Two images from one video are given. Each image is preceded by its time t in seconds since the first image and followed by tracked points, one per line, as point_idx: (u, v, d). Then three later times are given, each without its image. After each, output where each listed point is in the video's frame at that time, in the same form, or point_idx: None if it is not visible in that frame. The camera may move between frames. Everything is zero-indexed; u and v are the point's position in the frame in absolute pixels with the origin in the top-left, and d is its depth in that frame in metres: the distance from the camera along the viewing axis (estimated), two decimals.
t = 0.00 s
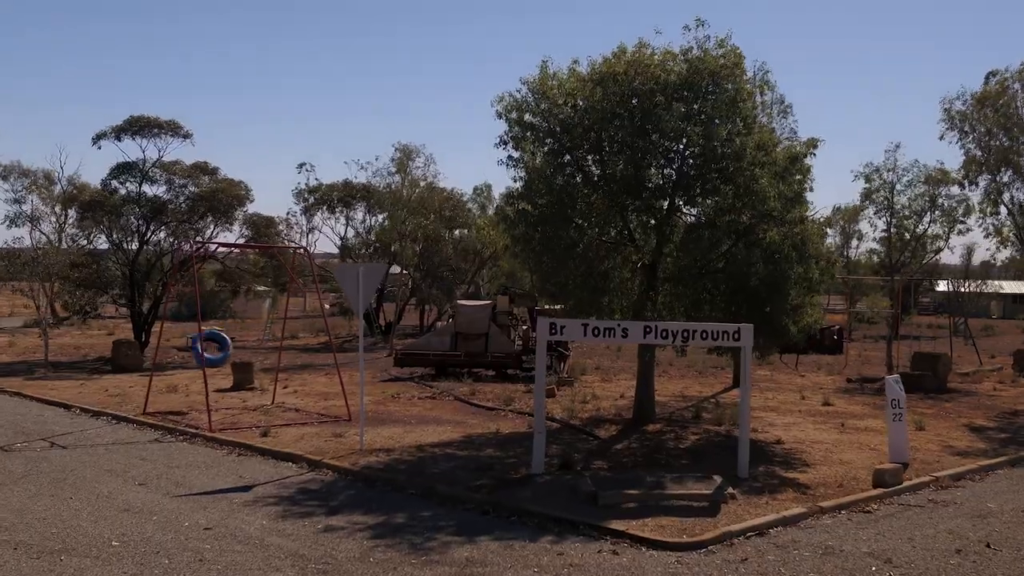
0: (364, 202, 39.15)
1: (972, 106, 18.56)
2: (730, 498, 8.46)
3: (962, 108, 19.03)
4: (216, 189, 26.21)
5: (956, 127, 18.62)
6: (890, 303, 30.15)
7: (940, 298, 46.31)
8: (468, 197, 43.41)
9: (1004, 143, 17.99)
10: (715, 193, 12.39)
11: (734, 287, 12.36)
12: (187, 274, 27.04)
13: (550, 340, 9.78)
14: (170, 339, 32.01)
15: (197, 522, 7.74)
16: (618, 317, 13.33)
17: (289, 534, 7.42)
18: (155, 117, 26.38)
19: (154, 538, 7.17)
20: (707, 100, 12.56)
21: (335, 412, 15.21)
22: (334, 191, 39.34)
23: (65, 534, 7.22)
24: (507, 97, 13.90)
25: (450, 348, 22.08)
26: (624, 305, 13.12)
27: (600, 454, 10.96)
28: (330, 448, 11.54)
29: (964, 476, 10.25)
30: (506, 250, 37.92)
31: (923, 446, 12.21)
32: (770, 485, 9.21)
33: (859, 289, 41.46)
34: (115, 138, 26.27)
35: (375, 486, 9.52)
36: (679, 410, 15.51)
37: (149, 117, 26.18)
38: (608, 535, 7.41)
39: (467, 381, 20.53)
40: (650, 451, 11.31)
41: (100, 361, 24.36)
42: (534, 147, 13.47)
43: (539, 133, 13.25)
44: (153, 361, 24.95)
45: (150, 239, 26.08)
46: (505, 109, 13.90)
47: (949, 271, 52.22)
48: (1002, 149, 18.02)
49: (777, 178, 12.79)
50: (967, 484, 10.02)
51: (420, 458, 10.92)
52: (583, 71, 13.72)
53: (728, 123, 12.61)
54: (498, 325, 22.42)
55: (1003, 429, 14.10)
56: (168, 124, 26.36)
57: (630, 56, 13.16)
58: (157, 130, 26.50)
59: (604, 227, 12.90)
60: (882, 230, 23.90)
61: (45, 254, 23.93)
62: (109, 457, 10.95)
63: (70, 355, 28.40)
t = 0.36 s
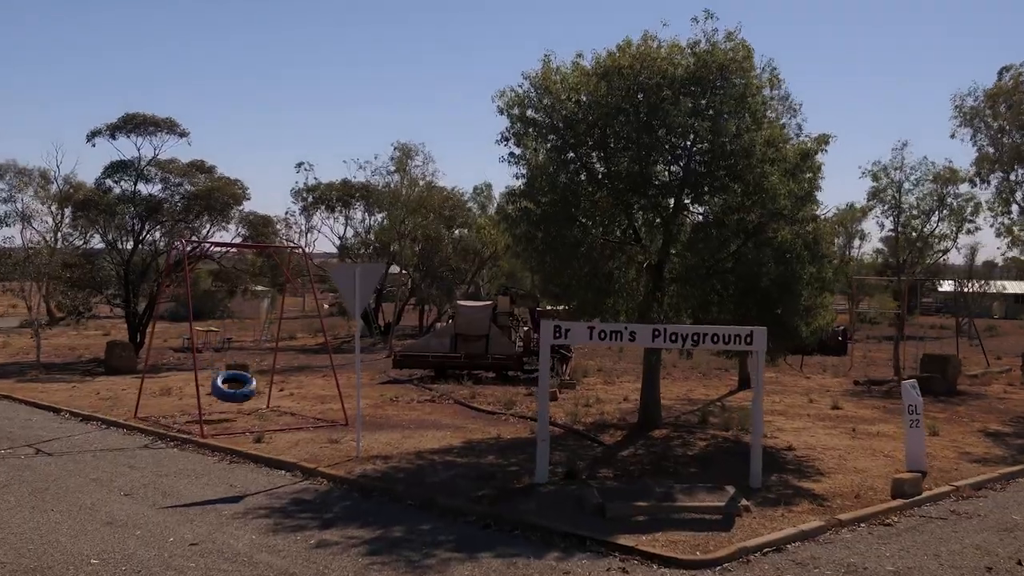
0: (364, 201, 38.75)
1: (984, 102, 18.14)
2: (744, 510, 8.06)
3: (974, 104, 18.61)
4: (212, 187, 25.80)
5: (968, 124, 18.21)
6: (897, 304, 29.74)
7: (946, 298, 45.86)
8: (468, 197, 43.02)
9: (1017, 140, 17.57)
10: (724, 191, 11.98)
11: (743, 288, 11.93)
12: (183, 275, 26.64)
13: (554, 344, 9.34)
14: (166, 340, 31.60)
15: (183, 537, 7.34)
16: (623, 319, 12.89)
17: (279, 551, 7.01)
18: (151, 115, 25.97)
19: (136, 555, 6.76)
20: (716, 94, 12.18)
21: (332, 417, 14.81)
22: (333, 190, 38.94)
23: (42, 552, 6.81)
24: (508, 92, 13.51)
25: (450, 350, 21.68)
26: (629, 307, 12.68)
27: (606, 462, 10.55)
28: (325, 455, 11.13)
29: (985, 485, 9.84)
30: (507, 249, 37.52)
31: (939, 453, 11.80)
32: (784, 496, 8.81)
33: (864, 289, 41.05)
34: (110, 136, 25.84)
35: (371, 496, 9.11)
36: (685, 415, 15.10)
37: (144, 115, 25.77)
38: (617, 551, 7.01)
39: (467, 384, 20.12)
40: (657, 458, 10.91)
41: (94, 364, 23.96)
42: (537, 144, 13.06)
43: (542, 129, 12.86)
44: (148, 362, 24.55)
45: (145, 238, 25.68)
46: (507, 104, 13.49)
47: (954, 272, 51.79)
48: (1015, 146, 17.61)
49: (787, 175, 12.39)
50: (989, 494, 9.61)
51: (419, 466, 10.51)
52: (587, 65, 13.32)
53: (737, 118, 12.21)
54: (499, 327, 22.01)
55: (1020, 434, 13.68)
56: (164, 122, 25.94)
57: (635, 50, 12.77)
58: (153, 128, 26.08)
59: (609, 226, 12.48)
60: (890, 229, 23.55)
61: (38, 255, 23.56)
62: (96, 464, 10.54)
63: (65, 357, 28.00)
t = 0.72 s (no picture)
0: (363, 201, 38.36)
1: (998, 101, 17.76)
2: (761, 532, 7.67)
3: (986, 104, 18.25)
4: (208, 188, 25.38)
5: (981, 124, 17.83)
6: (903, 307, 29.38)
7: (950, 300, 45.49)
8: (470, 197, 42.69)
9: None
10: (735, 194, 11.57)
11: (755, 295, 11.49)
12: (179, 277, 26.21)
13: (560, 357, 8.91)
14: (163, 343, 31.23)
15: (169, 564, 6.92)
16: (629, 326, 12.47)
17: None
18: (147, 114, 25.55)
19: None
20: (726, 95, 11.78)
21: (329, 426, 14.38)
22: (332, 190, 38.50)
23: None
24: (511, 92, 13.10)
25: (450, 354, 21.25)
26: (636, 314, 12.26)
27: (613, 477, 10.15)
28: (322, 469, 10.73)
29: (1008, 502, 9.44)
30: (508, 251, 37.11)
31: (957, 466, 11.41)
32: (802, 516, 8.41)
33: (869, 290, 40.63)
34: (105, 135, 25.41)
35: (369, 515, 8.71)
36: (692, 423, 14.70)
37: (140, 115, 25.36)
38: None
39: (468, 389, 19.74)
40: (666, 472, 10.52)
41: (88, 368, 23.57)
42: (540, 145, 12.65)
43: (545, 130, 12.45)
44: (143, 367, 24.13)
45: (139, 240, 25.27)
46: (509, 104, 13.07)
47: (957, 272, 51.43)
48: None
49: (798, 177, 12.01)
50: (1014, 512, 9.21)
51: (419, 480, 10.11)
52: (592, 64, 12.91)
53: (748, 118, 11.81)
54: (500, 331, 21.62)
55: None
56: (160, 121, 25.56)
57: (641, 48, 12.38)
58: (149, 128, 25.66)
59: (615, 230, 12.04)
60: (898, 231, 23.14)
61: (31, 257, 23.15)
62: (82, 479, 10.13)
63: (59, 359, 27.61)
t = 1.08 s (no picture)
0: (363, 204, 37.95)
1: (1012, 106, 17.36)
2: (782, 565, 7.23)
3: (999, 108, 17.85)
4: (205, 192, 24.91)
5: (994, 128, 17.42)
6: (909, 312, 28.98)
7: (954, 303, 45.11)
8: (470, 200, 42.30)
9: None
10: (747, 203, 11.14)
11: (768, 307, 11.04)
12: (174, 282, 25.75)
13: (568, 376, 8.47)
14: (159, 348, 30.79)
15: None
16: (637, 340, 12.01)
17: None
18: (142, 117, 25.13)
19: None
20: (738, 99, 11.36)
21: (326, 440, 13.96)
22: (331, 192, 38.05)
23: None
24: (514, 96, 12.68)
25: (450, 361, 20.83)
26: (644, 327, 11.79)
27: (621, 500, 9.73)
28: (318, 490, 10.29)
29: None
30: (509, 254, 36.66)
31: (978, 486, 10.97)
32: (822, 546, 7.98)
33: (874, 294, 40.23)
34: (99, 138, 24.98)
35: (366, 543, 8.28)
36: (699, 437, 14.27)
37: (135, 117, 24.92)
38: None
39: (468, 399, 19.31)
40: (677, 494, 10.08)
41: (82, 375, 23.12)
42: (545, 151, 12.23)
43: (551, 136, 12.03)
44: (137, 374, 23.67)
45: (134, 244, 24.89)
46: (513, 109, 12.65)
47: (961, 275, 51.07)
48: None
49: (811, 186, 11.58)
50: None
51: (419, 503, 9.68)
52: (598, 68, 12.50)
53: (761, 124, 11.39)
54: (501, 338, 21.20)
55: None
56: (155, 123, 25.13)
57: (649, 50, 11.98)
58: (144, 130, 25.23)
59: (623, 240, 11.59)
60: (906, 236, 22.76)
61: (23, 262, 22.65)
62: (67, 501, 9.69)
63: (53, 365, 27.17)
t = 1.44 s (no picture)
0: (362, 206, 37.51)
1: None
2: None
3: (1014, 111, 17.43)
4: (201, 196, 24.51)
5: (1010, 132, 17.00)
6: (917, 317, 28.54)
7: (960, 306, 44.72)
8: (471, 202, 41.88)
9: None
10: (761, 212, 10.74)
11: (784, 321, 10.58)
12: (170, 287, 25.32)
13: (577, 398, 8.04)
14: (155, 354, 30.35)
15: None
16: (646, 353, 11.59)
17: None
18: (137, 119, 24.72)
19: None
20: (751, 104, 10.95)
21: (324, 454, 13.53)
22: (330, 194, 37.59)
23: None
24: (519, 100, 12.27)
25: (451, 370, 20.41)
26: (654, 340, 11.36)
27: (632, 523, 9.31)
28: (314, 511, 9.86)
29: None
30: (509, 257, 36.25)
31: (1002, 507, 10.54)
32: None
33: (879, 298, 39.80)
34: (94, 141, 24.57)
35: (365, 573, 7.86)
36: (708, 450, 13.86)
37: (130, 119, 24.51)
38: None
39: (470, 408, 18.90)
40: (689, 516, 9.66)
41: (75, 383, 22.69)
42: (550, 158, 11.82)
43: (557, 141, 11.61)
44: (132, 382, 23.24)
45: (129, 250, 24.41)
46: (517, 113, 12.23)
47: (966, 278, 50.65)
48: None
49: (826, 194, 11.16)
50: None
51: (419, 526, 9.26)
52: (605, 71, 12.08)
53: (774, 130, 10.98)
54: (503, 345, 20.79)
55: None
56: (151, 126, 24.72)
57: (659, 53, 11.58)
58: (139, 133, 24.81)
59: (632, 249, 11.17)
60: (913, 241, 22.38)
61: (16, 267, 22.24)
62: (52, 525, 9.26)
63: (47, 371, 26.74)
